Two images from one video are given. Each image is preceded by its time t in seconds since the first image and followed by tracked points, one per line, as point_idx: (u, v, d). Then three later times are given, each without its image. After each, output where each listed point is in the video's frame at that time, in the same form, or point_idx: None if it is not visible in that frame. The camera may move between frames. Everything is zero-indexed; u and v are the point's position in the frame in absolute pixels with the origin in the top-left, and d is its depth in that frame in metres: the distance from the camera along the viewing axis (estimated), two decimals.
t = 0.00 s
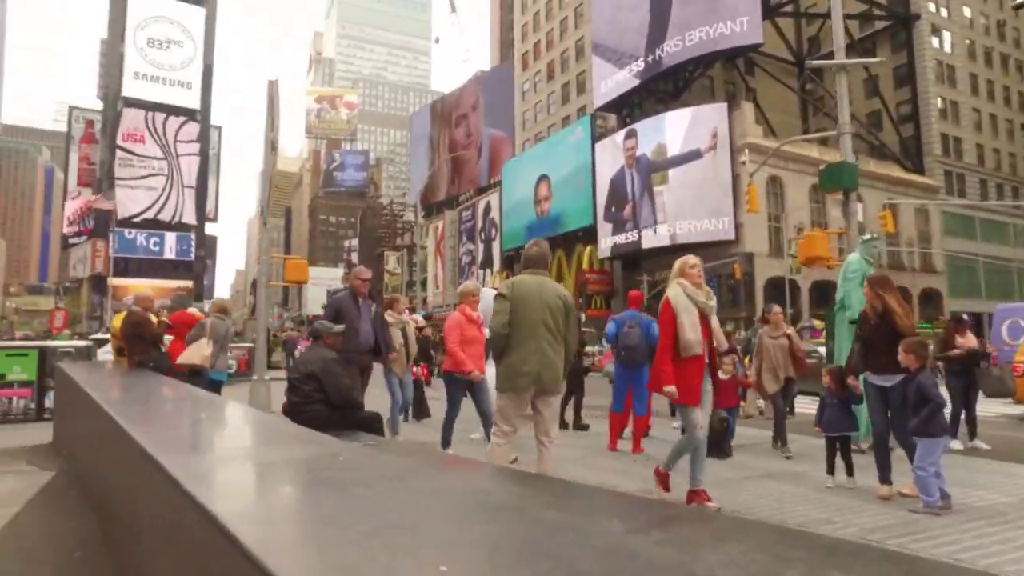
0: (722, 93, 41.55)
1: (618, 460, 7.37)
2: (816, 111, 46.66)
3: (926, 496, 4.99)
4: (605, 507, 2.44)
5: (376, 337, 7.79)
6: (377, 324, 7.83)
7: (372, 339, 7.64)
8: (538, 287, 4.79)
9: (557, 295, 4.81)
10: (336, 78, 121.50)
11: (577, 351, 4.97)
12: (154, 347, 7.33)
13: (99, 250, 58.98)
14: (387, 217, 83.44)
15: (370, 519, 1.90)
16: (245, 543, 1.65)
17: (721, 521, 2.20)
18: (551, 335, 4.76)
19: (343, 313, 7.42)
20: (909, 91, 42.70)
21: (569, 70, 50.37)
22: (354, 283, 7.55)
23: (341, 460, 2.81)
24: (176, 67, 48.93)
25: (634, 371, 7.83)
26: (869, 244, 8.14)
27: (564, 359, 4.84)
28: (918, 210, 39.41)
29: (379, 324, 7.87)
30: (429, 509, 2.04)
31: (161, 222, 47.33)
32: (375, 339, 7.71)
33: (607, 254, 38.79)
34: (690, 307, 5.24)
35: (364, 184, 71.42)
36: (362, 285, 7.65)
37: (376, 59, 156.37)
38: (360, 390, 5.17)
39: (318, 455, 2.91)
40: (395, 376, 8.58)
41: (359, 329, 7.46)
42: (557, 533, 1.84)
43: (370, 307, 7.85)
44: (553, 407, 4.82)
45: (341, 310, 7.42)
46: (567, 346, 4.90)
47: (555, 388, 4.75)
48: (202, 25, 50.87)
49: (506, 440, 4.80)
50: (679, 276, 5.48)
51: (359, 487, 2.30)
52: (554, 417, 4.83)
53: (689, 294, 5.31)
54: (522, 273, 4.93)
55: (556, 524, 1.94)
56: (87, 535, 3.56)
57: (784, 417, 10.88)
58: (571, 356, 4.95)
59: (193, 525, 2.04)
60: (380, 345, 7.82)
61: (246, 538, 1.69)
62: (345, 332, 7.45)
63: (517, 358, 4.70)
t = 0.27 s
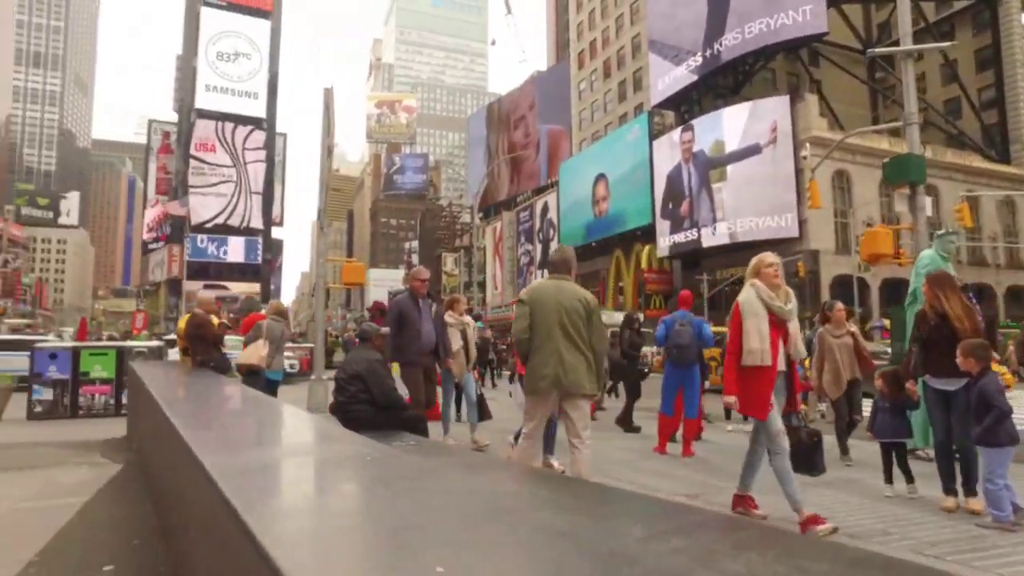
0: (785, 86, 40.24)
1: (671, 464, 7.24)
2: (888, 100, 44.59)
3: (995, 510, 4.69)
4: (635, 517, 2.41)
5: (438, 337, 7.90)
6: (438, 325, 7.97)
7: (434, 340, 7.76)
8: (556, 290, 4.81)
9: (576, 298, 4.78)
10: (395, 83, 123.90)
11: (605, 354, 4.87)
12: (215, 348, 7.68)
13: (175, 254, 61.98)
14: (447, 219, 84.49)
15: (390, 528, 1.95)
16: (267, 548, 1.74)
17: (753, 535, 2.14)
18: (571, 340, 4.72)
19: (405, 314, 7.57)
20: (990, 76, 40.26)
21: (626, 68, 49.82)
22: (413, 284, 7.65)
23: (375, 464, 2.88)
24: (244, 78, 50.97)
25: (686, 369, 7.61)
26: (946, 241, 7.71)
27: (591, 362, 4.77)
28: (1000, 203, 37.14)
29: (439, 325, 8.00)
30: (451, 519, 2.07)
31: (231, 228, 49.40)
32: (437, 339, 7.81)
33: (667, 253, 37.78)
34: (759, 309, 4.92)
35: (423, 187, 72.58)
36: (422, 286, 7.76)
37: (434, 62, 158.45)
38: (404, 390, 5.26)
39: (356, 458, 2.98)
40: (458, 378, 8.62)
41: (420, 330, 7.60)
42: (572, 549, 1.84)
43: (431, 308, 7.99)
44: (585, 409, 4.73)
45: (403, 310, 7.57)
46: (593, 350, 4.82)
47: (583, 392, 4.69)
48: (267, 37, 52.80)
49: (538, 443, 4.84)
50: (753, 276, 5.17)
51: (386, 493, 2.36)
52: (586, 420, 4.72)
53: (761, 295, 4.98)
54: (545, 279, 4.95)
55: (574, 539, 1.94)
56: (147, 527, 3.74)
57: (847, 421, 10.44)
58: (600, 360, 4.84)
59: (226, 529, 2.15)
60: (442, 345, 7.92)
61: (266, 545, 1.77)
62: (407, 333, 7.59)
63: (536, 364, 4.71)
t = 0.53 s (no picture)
0: (865, 74, 38.38)
1: (733, 468, 7.10)
2: (981, 85, 41.82)
3: None
4: (665, 523, 2.41)
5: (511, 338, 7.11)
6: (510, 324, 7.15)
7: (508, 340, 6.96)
8: (575, 296, 4.83)
9: (596, 302, 4.76)
10: (464, 86, 125.86)
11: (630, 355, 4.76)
12: (284, 349, 8.13)
13: (257, 258, 65.11)
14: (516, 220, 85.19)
15: (407, 525, 2.05)
16: (292, 545, 1.83)
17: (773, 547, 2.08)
18: (591, 340, 4.73)
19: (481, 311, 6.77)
20: None
21: (694, 63, 48.79)
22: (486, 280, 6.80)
23: (415, 466, 2.98)
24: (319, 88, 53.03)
25: (745, 371, 7.44)
26: None
27: (614, 367, 4.72)
28: None
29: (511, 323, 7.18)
30: (468, 521, 2.15)
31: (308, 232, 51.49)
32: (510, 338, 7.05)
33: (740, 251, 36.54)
34: (861, 303, 4.02)
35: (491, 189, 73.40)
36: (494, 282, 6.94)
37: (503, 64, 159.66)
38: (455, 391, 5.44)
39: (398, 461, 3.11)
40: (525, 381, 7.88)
41: (495, 328, 6.78)
42: (580, 552, 1.89)
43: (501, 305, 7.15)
44: (615, 412, 4.74)
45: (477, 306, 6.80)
46: (618, 350, 4.77)
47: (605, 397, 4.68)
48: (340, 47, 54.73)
49: (573, 444, 4.89)
50: (846, 266, 4.27)
51: (423, 493, 2.47)
52: (615, 424, 4.75)
53: (857, 284, 4.09)
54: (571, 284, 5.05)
55: (581, 544, 1.97)
56: (217, 517, 3.99)
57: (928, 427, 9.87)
58: (627, 359, 4.78)
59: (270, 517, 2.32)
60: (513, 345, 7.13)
61: (290, 533, 1.91)
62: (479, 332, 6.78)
63: (559, 369, 4.82)
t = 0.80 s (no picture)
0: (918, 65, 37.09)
1: (768, 469, 7.04)
2: None
3: None
4: (676, 517, 2.46)
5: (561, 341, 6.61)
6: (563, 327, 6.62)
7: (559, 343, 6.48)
8: (593, 297, 4.97)
9: (611, 299, 4.91)
10: (506, 87, 126.40)
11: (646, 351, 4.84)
12: (324, 349, 8.40)
13: (304, 260, 66.75)
14: (558, 220, 85.16)
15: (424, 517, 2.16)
16: (314, 538, 1.92)
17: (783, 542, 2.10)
18: (607, 339, 4.84)
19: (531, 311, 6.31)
20: None
21: (737, 59, 47.96)
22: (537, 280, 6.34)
23: (443, 463, 3.05)
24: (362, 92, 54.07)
25: (778, 372, 7.39)
26: None
27: (630, 366, 4.81)
28: None
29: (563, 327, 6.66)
30: (482, 512, 2.26)
31: (353, 234, 52.56)
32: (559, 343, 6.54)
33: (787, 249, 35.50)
34: (929, 296, 3.56)
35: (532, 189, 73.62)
36: (548, 283, 6.43)
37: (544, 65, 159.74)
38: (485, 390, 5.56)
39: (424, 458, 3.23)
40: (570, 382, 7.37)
41: (548, 331, 6.28)
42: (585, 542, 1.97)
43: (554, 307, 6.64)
44: (631, 410, 4.80)
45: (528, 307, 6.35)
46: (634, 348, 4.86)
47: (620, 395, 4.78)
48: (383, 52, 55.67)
49: (595, 440, 4.98)
50: (907, 261, 3.87)
51: (443, 486, 2.59)
52: (629, 421, 4.81)
53: (921, 279, 3.65)
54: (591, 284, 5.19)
55: (587, 535, 2.05)
56: (255, 507, 4.19)
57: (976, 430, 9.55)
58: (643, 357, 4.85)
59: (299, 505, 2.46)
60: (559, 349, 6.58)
61: (316, 521, 2.03)
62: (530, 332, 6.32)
63: (577, 367, 4.99)
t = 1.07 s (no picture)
0: (949, 59, 36.22)
1: (778, 465, 7.10)
2: None
3: None
4: (660, 497, 2.59)
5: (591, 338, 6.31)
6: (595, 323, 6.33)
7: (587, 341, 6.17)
8: (602, 294, 5.07)
9: (620, 297, 5.02)
10: (529, 87, 126.48)
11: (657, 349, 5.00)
12: (342, 346, 8.63)
13: (329, 261, 67.59)
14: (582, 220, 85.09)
15: (420, 493, 2.32)
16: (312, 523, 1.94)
17: (755, 517, 2.21)
18: (614, 334, 4.95)
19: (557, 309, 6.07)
20: None
21: (762, 56, 47.31)
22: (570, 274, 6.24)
23: (452, 457, 3.08)
24: (386, 95, 54.68)
25: (790, 368, 7.43)
26: None
27: (636, 362, 4.95)
28: None
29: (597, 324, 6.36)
30: (478, 490, 2.41)
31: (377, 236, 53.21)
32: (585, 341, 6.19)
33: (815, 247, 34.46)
34: (978, 283, 3.14)
35: (555, 189, 73.63)
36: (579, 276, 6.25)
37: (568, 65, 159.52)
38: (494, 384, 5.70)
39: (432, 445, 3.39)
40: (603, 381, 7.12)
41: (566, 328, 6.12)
42: (562, 513, 2.11)
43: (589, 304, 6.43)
44: (632, 403, 4.93)
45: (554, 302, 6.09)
46: (639, 343, 4.99)
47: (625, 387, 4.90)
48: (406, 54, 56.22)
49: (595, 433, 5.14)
50: (963, 244, 3.42)
51: (445, 475, 2.61)
52: (628, 415, 4.94)
53: (974, 262, 3.22)
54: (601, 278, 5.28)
55: (569, 509, 2.18)
56: (273, 493, 4.40)
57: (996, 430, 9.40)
58: (646, 353, 4.99)
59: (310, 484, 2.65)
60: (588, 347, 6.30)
61: (315, 510, 2.07)
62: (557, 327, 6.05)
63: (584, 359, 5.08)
